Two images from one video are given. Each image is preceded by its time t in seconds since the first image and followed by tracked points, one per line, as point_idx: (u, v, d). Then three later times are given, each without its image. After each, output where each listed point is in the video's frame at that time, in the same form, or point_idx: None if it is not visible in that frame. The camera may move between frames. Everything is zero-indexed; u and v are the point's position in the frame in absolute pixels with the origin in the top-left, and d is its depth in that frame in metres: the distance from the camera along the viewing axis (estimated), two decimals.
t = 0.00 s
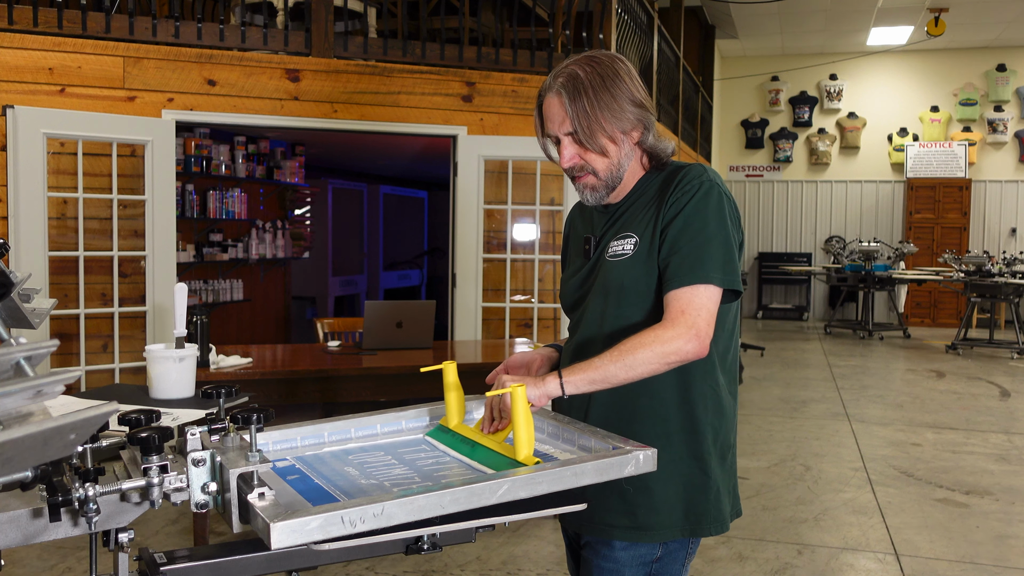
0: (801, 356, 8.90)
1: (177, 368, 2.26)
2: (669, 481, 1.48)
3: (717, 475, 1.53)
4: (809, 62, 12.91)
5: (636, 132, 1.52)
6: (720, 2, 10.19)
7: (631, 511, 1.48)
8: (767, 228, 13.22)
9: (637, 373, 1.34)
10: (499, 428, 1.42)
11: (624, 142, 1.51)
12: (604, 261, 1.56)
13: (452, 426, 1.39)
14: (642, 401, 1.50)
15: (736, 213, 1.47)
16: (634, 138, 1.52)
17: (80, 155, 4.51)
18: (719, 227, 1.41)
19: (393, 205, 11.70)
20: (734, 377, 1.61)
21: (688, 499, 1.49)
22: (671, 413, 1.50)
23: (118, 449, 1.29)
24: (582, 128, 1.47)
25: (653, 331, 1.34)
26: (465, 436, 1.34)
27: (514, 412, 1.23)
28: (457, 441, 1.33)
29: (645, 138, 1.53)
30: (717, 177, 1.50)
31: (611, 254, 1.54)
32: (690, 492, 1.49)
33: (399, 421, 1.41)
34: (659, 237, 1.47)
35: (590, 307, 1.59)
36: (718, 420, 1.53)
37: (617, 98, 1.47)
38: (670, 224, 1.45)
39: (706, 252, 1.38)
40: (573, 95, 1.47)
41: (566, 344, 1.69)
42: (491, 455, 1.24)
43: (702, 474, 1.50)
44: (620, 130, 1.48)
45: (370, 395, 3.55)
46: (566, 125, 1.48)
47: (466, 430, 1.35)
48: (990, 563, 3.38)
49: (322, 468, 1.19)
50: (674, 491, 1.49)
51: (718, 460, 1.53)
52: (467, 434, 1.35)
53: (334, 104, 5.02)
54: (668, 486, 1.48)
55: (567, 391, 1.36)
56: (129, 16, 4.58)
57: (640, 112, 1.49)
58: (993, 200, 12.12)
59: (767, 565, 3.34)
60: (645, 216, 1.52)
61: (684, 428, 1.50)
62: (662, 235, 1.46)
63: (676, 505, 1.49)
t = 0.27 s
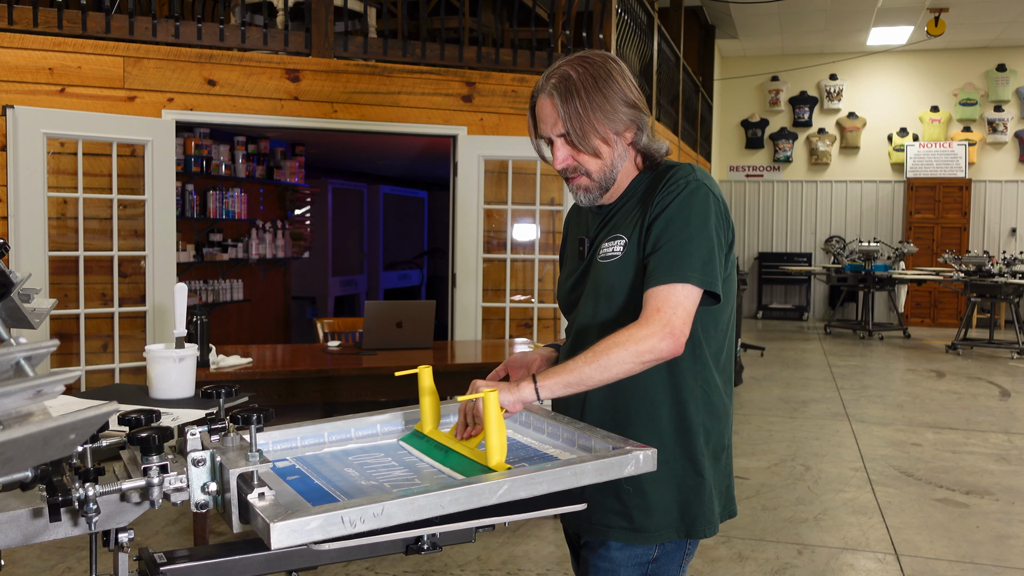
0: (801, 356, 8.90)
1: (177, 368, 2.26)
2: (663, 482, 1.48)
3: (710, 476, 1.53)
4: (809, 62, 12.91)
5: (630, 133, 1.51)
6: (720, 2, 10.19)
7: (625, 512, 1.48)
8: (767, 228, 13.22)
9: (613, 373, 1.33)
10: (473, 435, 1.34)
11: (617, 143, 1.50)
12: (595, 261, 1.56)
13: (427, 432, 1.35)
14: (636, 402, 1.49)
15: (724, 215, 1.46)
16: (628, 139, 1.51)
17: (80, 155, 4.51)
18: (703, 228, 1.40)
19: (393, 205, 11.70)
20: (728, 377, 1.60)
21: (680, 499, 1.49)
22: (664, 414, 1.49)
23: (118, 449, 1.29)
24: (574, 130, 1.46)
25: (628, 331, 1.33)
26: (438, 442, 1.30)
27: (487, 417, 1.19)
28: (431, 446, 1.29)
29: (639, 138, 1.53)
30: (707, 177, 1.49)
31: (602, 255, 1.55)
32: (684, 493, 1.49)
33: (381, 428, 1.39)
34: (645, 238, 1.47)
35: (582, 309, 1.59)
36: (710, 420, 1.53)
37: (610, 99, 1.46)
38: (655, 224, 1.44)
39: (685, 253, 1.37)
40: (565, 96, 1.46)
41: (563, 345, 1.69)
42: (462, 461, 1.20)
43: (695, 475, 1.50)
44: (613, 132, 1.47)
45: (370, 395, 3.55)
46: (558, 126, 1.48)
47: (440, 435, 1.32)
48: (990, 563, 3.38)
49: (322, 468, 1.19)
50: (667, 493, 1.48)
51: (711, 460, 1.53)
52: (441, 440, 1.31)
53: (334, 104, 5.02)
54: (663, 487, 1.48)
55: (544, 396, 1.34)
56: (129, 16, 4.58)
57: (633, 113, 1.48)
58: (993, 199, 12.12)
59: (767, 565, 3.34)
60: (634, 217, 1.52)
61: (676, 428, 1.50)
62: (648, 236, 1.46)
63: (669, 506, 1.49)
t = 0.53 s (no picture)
0: (801, 356, 8.90)
1: (177, 368, 2.26)
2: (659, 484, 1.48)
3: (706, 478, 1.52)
4: (809, 62, 12.91)
5: (624, 134, 1.50)
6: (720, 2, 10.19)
7: (622, 513, 1.48)
8: (767, 228, 13.22)
9: (585, 375, 1.31)
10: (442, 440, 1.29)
11: (610, 144, 1.50)
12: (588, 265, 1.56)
13: (395, 438, 1.33)
14: (627, 408, 1.49)
15: (711, 217, 1.42)
16: (621, 140, 1.51)
17: (80, 155, 4.51)
18: (683, 229, 1.37)
19: (393, 205, 11.69)
20: (724, 379, 1.58)
21: (675, 501, 1.49)
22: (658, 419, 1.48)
23: (118, 449, 1.29)
24: (567, 131, 1.46)
25: (599, 330, 1.31)
26: (408, 447, 1.28)
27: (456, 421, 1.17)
28: (399, 452, 1.27)
29: (633, 140, 1.52)
30: (695, 180, 1.46)
31: (593, 258, 1.55)
32: (679, 495, 1.48)
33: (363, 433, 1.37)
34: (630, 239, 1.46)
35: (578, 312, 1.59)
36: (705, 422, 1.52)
37: (605, 99, 1.45)
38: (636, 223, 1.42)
39: (660, 252, 1.34)
40: (558, 96, 1.46)
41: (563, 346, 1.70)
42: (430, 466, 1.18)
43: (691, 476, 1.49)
44: (606, 133, 1.47)
45: (370, 396, 3.55)
46: (551, 126, 1.47)
47: (410, 440, 1.30)
48: (990, 563, 3.38)
49: (323, 469, 1.19)
50: (661, 495, 1.48)
51: (706, 463, 1.52)
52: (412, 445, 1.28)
53: (334, 104, 5.02)
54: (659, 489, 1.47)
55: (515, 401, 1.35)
56: (129, 16, 4.58)
57: (628, 114, 1.48)
58: (993, 199, 12.12)
59: (767, 565, 3.34)
60: (624, 220, 1.51)
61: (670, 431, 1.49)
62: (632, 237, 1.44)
63: (665, 507, 1.48)
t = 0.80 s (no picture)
0: (801, 356, 8.90)
1: (177, 368, 2.26)
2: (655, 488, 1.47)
3: (700, 480, 1.51)
4: (809, 62, 12.91)
5: (617, 134, 1.50)
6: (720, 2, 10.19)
7: (617, 515, 1.47)
8: (767, 228, 13.23)
9: (556, 378, 1.28)
10: (411, 446, 1.21)
11: (602, 144, 1.49)
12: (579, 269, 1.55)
13: (365, 443, 1.28)
14: (620, 412, 1.48)
15: (695, 222, 1.39)
16: (614, 140, 1.50)
17: (80, 155, 4.51)
18: (663, 233, 1.34)
19: (393, 205, 11.69)
20: (721, 382, 1.56)
21: (670, 504, 1.48)
22: (650, 424, 1.47)
23: (119, 449, 1.29)
24: (559, 128, 1.45)
25: (571, 330, 1.29)
26: (376, 452, 1.23)
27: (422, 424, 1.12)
28: (368, 457, 1.22)
29: (626, 140, 1.52)
30: (681, 183, 1.43)
31: (583, 262, 1.55)
32: (674, 499, 1.48)
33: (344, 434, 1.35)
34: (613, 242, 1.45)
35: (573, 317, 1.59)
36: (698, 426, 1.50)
37: (597, 99, 1.45)
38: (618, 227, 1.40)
39: (636, 254, 1.32)
40: (550, 94, 1.45)
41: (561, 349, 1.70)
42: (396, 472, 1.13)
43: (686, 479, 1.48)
44: (598, 132, 1.46)
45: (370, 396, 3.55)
46: (542, 124, 1.47)
47: (379, 445, 1.25)
48: (990, 562, 3.38)
49: (323, 470, 1.19)
50: (654, 498, 1.47)
51: (700, 466, 1.51)
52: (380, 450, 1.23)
53: (334, 104, 5.02)
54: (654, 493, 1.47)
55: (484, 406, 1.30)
56: (129, 16, 4.58)
57: (620, 114, 1.48)
58: (993, 199, 12.12)
59: (767, 565, 3.34)
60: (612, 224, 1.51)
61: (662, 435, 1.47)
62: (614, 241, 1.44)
63: (659, 510, 1.48)
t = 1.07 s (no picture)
0: (801, 356, 8.90)
1: (177, 368, 2.26)
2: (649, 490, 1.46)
3: (697, 483, 1.49)
4: (809, 62, 12.91)
5: (613, 135, 1.50)
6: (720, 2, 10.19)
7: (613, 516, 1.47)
8: (767, 229, 13.23)
9: (531, 377, 1.28)
10: (384, 449, 1.14)
11: (598, 143, 1.49)
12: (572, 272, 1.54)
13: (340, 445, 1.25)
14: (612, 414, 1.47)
15: (682, 225, 1.38)
16: (610, 140, 1.50)
17: (80, 155, 4.51)
18: (646, 235, 1.33)
19: (393, 205, 11.69)
20: (719, 384, 1.54)
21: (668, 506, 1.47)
22: (643, 427, 1.45)
23: (119, 449, 1.29)
24: (556, 123, 1.45)
25: (547, 328, 1.29)
26: (352, 454, 1.21)
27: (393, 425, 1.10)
28: (342, 459, 1.19)
29: (622, 142, 1.51)
30: (670, 186, 1.41)
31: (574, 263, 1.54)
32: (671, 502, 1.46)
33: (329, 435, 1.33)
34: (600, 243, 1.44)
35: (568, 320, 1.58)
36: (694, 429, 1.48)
37: (598, 97, 1.45)
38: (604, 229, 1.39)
39: (617, 255, 1.31)
40: (551, 87, 1.45)
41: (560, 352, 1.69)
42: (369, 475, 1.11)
43: (681, 481, 1.46)
44: (595, 130, 1.46)
45: (370, 396, 3.55)
46: (541, 117, 1.46)
47: (355, 447, 1.22)
48: (990, 562, 3.38)
49: (323, 469, 1.19)
50: (649, 500, 1.46)
51: (697, 468, 1.49)
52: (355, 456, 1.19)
53: (334, 104, 5.03)
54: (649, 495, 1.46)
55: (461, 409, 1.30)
56: (129, 16, 4.59)
57: (620, 115, 1.48)
58: (993, 199, 12.12)
59: (767, 565, 3.35)
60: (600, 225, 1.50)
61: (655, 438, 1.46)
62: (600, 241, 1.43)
63: (655, 513, 1.47)
